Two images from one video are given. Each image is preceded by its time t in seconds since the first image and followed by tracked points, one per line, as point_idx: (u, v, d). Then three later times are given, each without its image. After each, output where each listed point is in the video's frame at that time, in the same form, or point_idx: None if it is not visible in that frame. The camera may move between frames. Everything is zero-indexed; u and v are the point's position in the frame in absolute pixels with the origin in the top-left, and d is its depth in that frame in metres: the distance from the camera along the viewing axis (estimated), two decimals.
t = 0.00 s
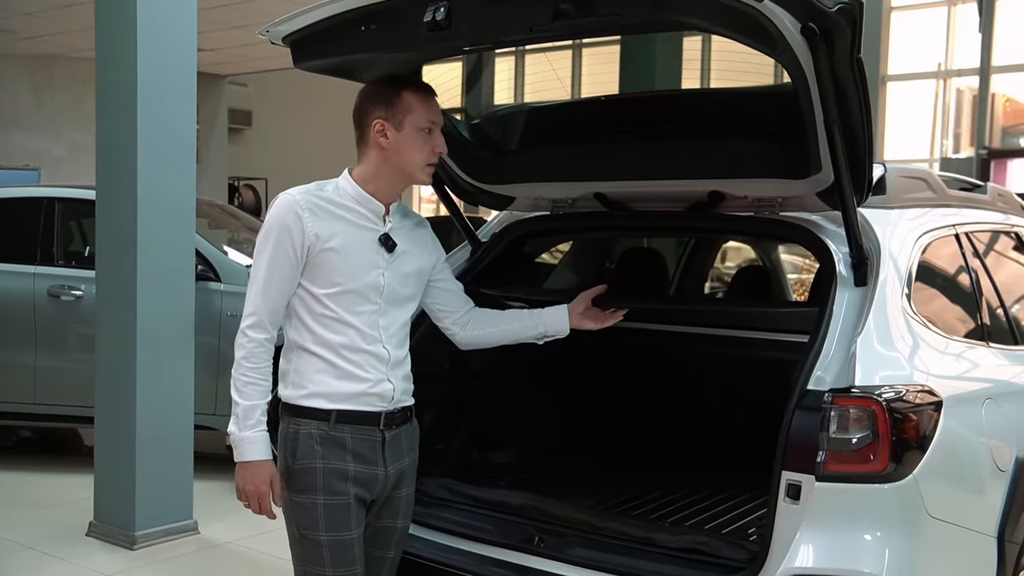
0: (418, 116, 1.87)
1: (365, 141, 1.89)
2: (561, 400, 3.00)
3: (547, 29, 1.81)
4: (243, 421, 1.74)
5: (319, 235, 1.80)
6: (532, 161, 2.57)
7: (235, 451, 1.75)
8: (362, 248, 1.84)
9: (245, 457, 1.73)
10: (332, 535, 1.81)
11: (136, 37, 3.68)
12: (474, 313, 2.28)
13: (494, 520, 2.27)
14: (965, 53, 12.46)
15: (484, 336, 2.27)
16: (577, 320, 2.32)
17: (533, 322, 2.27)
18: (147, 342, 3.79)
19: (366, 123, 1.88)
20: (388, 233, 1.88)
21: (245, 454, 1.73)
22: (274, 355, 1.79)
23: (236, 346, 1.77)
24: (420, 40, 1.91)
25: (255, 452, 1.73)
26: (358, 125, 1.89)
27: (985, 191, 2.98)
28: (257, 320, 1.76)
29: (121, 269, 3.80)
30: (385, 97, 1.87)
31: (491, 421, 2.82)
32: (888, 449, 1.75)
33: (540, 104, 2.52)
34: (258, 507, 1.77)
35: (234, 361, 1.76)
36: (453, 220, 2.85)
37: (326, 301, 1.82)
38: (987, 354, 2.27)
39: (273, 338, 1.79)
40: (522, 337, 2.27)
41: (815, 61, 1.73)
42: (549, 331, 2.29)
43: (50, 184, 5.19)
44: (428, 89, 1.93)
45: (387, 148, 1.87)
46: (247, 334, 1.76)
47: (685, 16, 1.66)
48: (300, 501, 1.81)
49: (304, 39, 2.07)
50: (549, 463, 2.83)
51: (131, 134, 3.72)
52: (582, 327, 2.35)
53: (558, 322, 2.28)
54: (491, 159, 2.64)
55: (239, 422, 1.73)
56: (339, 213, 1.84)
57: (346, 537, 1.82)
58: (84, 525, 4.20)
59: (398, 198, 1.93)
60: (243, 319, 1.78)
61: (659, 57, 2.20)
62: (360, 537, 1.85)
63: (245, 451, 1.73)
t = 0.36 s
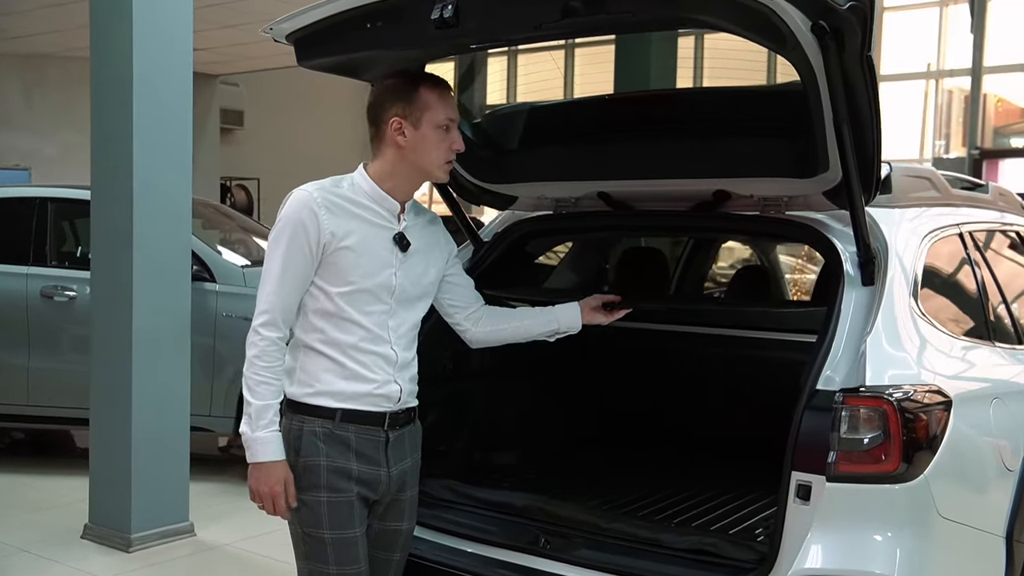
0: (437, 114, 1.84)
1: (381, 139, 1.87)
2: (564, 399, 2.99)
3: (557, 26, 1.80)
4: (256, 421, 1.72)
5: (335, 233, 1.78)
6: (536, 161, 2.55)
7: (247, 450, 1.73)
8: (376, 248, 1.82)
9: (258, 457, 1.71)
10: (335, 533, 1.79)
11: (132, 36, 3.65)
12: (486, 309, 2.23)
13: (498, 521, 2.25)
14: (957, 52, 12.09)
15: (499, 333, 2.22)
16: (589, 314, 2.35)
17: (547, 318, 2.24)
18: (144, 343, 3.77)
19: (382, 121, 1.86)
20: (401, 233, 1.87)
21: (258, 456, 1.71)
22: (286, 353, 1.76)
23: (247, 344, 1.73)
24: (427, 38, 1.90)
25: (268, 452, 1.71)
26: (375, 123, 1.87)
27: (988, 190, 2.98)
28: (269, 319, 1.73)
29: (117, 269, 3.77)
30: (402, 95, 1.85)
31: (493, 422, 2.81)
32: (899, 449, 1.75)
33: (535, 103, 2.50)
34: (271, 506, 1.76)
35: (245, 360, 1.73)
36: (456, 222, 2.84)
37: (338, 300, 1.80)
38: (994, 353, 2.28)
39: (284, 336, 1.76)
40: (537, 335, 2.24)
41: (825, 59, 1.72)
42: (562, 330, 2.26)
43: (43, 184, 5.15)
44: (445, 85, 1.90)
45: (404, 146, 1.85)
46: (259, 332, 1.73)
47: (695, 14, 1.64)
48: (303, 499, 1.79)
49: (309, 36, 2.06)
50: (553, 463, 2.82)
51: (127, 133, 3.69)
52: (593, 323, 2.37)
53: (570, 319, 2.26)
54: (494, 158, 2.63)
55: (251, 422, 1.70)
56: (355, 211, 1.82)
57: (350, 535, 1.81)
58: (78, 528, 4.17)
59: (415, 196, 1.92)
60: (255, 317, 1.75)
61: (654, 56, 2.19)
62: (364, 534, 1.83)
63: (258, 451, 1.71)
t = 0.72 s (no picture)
0: (441, 114, 1.83)
1: (385, 138, 1.85)
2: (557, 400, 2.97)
3: (557, 25, 1.80)
4: (257, 427, 1.70)
5: (339, 232, 1.77)
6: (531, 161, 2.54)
7: (248, 457, 1.70)
8: (380, 248, 1.82)
9: (259, 464, 1.68)
10: (343, 540, 1.79)
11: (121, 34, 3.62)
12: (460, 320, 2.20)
13: (496, 523, 2.24)
14: (943, 53, 11.95)
15: (473, 343, 2.19)
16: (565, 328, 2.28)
17: (521, 334, 2.21)
18: (133, 344, 3.73)
19: (386, 120, 1.84)
20: (402, 233, 1.86)
21: (260, 462, 1.69)
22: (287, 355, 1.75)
23: (251, 347, 1.71)
24: (426, 36, 1.89)
25: (270, 458, 1.69)
26: (378, 122, 1.85)
27: (979, 190, 2.99)
28: (273, 321, 1.72)
29: (105, 270, 3.73)
30: (407, 94, 1.83)
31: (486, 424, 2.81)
32: (899, 448, 1.75)
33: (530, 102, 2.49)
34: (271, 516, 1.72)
35: (248, 363, 1.71)
36: (451, 222, 2.83)
37: (342, 301, 1.79)
38: (989, 352, 2.29)
39: (286, 338, 1.75)
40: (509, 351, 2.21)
41: (824, 58, 1.72)
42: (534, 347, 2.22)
43: (29, 185, 5.10)
44: (449, 85, 1.89)
45: (408, 146, 1.84)
46: (262, 334, 1.71)
47: (696, 13, 1.64)
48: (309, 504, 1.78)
49: (306, 35, 2.06)
50: (547, 466, 2.82)
51: (115, 133, 3.66)
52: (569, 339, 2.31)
53: (545, 337, 2.23)
54: (490, 157, 2.61)
55: (252, 427, 1.68)
56: (358, 210, 1.81)
57: (358, 542, 1.80)
58: (66, 532, 4.12)
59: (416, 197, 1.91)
60: (257, 319, 1.72)
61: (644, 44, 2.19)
62: (371, 542, 1.83)
63: (258, 457, 1.69)
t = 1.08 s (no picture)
0: (423, 110, 1.82)
1: (365, 132, 1.83)
2: (530, 404, 2.97)
3: (539, 24, 1.80)
4: (238, 428, 1.67)
5: (320, 227, 1.75)
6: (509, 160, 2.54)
7: (227, 458, 1.67)
8: (360, 247, 1.80)
9: (240, 466, 1.66)
10: (320, 549, 1.77)
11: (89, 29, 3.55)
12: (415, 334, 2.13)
13: (473, 523, 2.23)
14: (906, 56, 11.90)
15: (426, 359, 2.14)
16: (522, 354, 2.28)
17: (476, 356, 2.19)
18: (101, 344, 3.67)
19: (367, 113, 1.82)
20: (382, 231, 1.85)
21: (241, 463, 1.66)
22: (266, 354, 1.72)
23: (230, 344, 1.68)
24: (406, 34, 1.90)
25: (251, 459, 1.66)
26: (358, 116, 1.83)
27: (949, 190, 3.03)
28: (253, 316, 1.69)
29: (72, 268, 3.66)
30: (388, 88, 1.82)
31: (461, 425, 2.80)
32: (877, 446, 1.77)
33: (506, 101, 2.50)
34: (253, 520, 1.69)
35: (227, 360, 1.67)
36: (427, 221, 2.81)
37: (322, 299, 1.77)
38: (959, 351, 2.33)
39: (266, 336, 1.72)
40: (461, 373, 2.18)
41: (803, 58, 1.74)
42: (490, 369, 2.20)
43: None
44: (431, 81, 1.88)
45: (389, 140, 1.82)
46: (243, 331, 1.67)
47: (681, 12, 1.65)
48: (286, 513, 1.76)
49: (283, 32, 2.04)
50: (523, 468, 2.82)
51: (82, 128, 3.59)
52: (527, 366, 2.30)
53: (501, 361, 2.20)
54: (468, 156, 2.61)
55: (233, 428, 1.65)
56: (337, 206, 1.79)
57: (335, 551, 1.78)
58: (30, 536, 4.04)
59: (395, 193, 1.89)
60: (237, 315, 1.69)
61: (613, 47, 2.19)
62: (348, 550, 1.81)
63: (241, 458, 1.66)
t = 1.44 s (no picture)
0: (411, 110, 1.82)
1: (353, 129, 1.82)
2: (513, 409, 2.96)
3: (524, 23, 1.81)
4: (214, 427, 1.65)
5: (306, 225, 1.74)
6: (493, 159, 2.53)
7: (201, 458, 1.65)
8: (345, 247, 1.79)
9: (217, 466, 1.64)
10: (303, 557, 1.76)
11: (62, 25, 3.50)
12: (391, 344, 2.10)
13: (457, 523, 2.23)
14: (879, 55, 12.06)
15: (404, 370, 2.11)
16: (500, 365, 2.27)
17: (453, 368, 2.18)
18: (76, 345, 3.62)
19: (356, 111, 1.82)
20: (366, 233, 1.84)
21: (218, 463, 1.64)
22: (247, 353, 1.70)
23: (212, 340, 1.66)
24: (390, 32, 1.91)
25: (227, 460, 1.65)
26: (347, 113, 1.82)
27: (926, 190, 3.05)
28: (237, 313, 1.67)
29: (45, 268, 3.61)
30: (379, 87, 1.82)
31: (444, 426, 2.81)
32: (861, 444, 1.79)
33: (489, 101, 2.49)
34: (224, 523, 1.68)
35: (208, 357, 1.65)
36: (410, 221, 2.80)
37: (306, 299, 1.75)
38: (938, 350, 2.36)
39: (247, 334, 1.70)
40: (437, 385, 2.17)
41: (787, 59, 1.75)
42: (466, 381, 2.19)
43: None
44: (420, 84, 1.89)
45: (376, 138, 1.81)
46: (226, 328, 1.66)
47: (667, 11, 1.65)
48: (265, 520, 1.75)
49: (265, 30, 2.03)
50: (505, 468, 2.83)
51: (56, 128, 3.54)
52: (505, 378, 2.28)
53: (478, 372, 2.19)
54: (451, 156, 2.62)
55: (209, 427, 1.64)
56: (323, 204, 1.78)
57: (318, 558, 1.77)
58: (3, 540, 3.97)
59: (378, 194, 1.88)
60: (219, 311, 1.67)
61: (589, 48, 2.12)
62: (330, 557, 1.80)
63: (216, 459, 1.64)
